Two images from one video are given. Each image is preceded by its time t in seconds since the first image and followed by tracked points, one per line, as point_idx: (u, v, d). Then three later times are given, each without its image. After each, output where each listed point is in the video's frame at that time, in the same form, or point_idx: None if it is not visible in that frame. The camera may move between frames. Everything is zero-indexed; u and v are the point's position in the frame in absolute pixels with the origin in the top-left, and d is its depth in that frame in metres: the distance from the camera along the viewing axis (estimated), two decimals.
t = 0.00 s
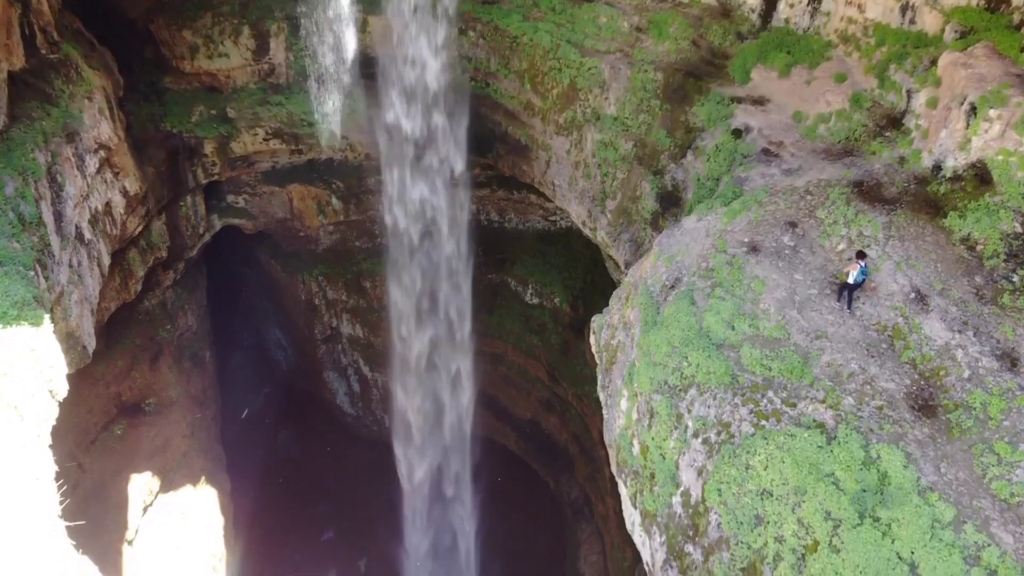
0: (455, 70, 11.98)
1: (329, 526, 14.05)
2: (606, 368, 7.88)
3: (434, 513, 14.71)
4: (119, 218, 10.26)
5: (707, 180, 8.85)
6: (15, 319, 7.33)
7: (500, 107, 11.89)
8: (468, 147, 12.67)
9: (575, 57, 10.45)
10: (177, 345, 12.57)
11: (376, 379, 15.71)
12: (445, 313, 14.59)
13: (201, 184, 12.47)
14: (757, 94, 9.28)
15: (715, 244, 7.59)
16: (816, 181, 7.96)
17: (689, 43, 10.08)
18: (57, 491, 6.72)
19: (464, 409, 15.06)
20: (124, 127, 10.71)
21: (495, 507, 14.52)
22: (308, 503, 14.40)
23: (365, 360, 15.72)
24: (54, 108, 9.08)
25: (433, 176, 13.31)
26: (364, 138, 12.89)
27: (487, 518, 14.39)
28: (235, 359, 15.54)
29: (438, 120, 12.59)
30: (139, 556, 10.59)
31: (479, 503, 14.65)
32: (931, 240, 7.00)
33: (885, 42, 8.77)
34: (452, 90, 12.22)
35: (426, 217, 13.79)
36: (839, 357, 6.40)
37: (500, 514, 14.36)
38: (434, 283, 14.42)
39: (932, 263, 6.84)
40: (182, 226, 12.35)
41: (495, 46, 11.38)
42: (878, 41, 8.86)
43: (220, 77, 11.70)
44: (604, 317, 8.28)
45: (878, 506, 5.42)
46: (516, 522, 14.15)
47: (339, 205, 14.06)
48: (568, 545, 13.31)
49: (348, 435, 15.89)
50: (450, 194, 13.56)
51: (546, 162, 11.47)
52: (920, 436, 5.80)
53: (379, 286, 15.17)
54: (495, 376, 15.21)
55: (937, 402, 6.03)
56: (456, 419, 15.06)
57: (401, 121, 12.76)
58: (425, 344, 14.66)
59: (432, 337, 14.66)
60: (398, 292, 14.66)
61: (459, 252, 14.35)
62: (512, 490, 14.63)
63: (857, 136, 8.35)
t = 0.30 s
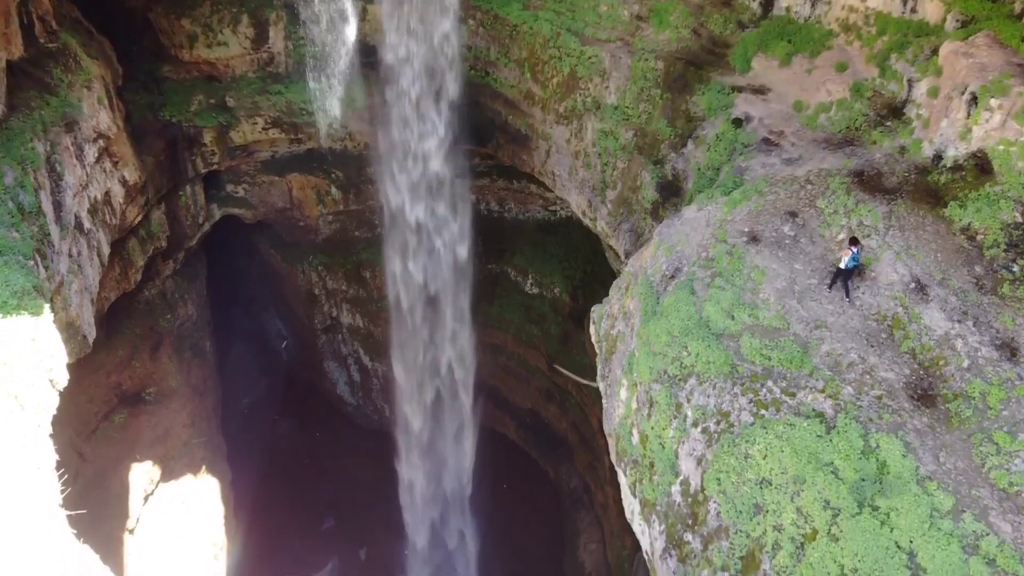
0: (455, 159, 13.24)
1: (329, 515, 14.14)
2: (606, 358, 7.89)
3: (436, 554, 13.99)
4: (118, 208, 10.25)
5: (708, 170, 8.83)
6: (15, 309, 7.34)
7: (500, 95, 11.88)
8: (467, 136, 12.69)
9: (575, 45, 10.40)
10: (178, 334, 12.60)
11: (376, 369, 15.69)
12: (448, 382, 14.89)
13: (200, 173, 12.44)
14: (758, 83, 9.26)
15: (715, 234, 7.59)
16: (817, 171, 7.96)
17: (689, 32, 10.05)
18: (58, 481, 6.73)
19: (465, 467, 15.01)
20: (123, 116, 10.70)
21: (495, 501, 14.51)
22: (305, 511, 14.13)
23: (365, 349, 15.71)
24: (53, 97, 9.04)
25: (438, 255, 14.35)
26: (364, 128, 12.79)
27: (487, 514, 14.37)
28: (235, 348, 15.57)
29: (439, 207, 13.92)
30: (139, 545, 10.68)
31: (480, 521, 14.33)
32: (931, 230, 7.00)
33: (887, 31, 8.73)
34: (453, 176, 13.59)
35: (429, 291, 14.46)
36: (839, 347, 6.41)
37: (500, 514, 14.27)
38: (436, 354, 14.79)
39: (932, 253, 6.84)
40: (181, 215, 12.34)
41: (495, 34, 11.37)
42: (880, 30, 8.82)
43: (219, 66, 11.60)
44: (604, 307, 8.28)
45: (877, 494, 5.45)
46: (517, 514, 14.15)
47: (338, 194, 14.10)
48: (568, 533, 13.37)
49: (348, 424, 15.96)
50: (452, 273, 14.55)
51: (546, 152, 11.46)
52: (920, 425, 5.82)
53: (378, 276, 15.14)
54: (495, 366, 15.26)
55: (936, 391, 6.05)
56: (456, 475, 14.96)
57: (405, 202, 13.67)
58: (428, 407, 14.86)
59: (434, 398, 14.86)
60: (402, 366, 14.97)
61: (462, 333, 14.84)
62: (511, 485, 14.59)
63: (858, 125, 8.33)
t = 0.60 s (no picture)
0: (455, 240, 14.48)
1: (330, 505, 14.20)
2: (606, 348, 7.91)
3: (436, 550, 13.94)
4: (118, 197, 10.25)
5: (709, 159, 8.82)
6: (15, 298, 7.35)
7: (500, 85, 11.88)
8: (467, 126, 12.68)
9: (575, 34, 10.37)
10: (178, 324, 12.63)
11: (376, 359, 15.75)
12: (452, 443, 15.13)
13: (199, 163, 12.39)
14: (758, 72, 9.23)
15: (715, 224, 7.59)
16: (817, 160, 7.95)
17: (690, 21, 9.97)
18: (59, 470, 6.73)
19: (466, 523, 14.33)
20: (122, 105, 10.68)
21: (495, 494, 14.50)
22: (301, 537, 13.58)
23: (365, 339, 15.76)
24: (52, 87, 9.01)
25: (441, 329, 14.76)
26: (362, 117, 12.64)
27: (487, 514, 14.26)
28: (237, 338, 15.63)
29: (443, 283, 14.63)
30: (140, 533, 10.66)
31: (482, 554, 13.72)
32: (931, 219, 6.99)
33: (888, 20, 8.63)
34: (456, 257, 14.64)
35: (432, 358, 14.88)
36: (839, 336, 6.42)
37: (501, 523, 14.07)
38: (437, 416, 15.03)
39: (932, 243, 6.84)
40: (181, 205, 12.35)
41: (495, 23, 11.37)
42: (881, 19, 8.72)
43: (218, 55, 11.58)
44: (604, 297, 8.29)
45: (876, 483, 5.47)
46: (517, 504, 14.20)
47: (338, 183, 14.05)
48: (568, 522, 13.43)
49: (348, 413, 16.00)
50: (455, 347, 14.91)
51: (546, 142, 11.44)
52: (919, 415, 5.84)
53: (378, 265, 15.18)
54: (494, 355, 15.30)
55: (935, 381, 6.07)
56: (456, 530, 14.28)
57: (410, 273, 14.45)
58: (430, 468, 14.98)
59: (438, 458, 15.03)
60: (406, 434, 15.10)
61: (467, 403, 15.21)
62: (512, 487, 14.47)
63: (859, 115, 8.31)
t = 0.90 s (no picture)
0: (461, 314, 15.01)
1: (331, 494, 14.27)
2: (606, 338, 7.92)
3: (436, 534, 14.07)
4: (118, 187, 10.23)
5: (709, 149, 8.82)
6: (15, 288, 7.36)
7: (500, 74, 11.86)
8: (467, 115, 12.65)
9: (575, 23, 10.34)
10: (179, 314, 12.65)
11: (376, 349, 15.66)
12: (455, 503, 14.55)
13: (199, 152, 12.37)
14: (759, 61, 9.20)
15: (716, 214, 7.58)
16: (818, 149, 7.95)
17: (690, 9, 9.87)
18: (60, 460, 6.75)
19: (468, 558, 13.57)
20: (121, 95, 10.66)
21: (496, 481, 14.59)
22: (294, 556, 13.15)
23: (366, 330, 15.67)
24: (51, 76, 8.99)
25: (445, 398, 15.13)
26: (361, 106, 12.58)
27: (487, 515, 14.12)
28: (237, 329, 15.66)
29: (448, 360, 15.10)
30: (144, 523, 10.78)
31: (482, 537, 13.85)
32: (932, 209, 6.98)
33: (890, 8, 8.55)
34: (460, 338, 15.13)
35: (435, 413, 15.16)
36: (838, 326, 6.43)
37: (501, 525, 13.91)
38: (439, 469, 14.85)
39: (932, 233, 6.82)
40: (180, 195, 12.32)
41: (495, 11, 11.37)
42: (883, 8, 8.65)
43: (217, 44, 11.51)
44: (604, 287, 8.29)
45: (875, 473, 5.49)
46: (518, 491, 14.28)
47: (338, 173, 13.97)
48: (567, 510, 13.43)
49: (348, 403, 16.03)
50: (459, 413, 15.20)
51: (546, 131, 11.42)
52: (918, 405, 5.85)
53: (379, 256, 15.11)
54: (495, 344, 15.31)
55: (934, 371, 6.08)
56: (457, 565, 13.52)
57: (413, 348, 14.90)
58: (432, 525, 14.21)
59: (441, 511, 14.44)
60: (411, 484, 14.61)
61: (469, 467, 14.87)
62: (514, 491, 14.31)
63: (860, 104, 8.29)
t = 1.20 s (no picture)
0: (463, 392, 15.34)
1: (332, 483, 14.34)
2: (605, 328, 7.92)
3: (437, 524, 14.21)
4: (117, 177, 10.22)
5: (710, 139, 8.81)
6: (15, 279, 7.36)
7: (500, 63, 11.82)
8: (467, 105, 12.63)
9: (575, 12, 10.29)
10: (179, 305, 12.66)
11: (376, 339, 15.72)
12: (454, 546, 13.86)
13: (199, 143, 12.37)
14: (760, 51, 9.16)
15: (716, 204, 7.58)
16: (818, 140, 7.93)
17: None
18: (60, 450, 6.77)
19: None
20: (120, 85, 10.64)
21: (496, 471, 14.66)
22: (289, 563, 12.95)
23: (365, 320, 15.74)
24: (50, 67, 8.97)
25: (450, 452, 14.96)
26: (361, 95, 12.55)
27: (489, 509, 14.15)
28: (238, 319, 15.69)
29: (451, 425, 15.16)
30: (146, 512, 10.79)
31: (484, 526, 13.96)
32: (932, 199, 6.98)
33: None
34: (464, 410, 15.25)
35: (437, 463, 14.97)
36: (838, 317, 6.44)
37: (502, 526, 13.84)
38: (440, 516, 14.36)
39: (933, 224, 6.81)
40: (180, 185, 12.33)
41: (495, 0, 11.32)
42: None
43: (216, 34, 11.45)
44: (604, 277, 8.29)
45: (874, 463, 5.51)
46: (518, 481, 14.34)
47: (337, 163, 14.04)
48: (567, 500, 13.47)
49: (348, 394, 16.06)
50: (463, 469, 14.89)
51: (546, 121, 11.40)
52: (917, 395, 5.87)
53: (378, 247, 15.15)
54: (495, 334, 15.33)
55: (932, 361, 6.10)
56: None
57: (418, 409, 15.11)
58: (432, 560, 13.51)
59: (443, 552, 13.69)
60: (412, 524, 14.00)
61: (469, 515, 14.29)
62: (514, 484, 14.32)
63: (861, 94, 8.26)
